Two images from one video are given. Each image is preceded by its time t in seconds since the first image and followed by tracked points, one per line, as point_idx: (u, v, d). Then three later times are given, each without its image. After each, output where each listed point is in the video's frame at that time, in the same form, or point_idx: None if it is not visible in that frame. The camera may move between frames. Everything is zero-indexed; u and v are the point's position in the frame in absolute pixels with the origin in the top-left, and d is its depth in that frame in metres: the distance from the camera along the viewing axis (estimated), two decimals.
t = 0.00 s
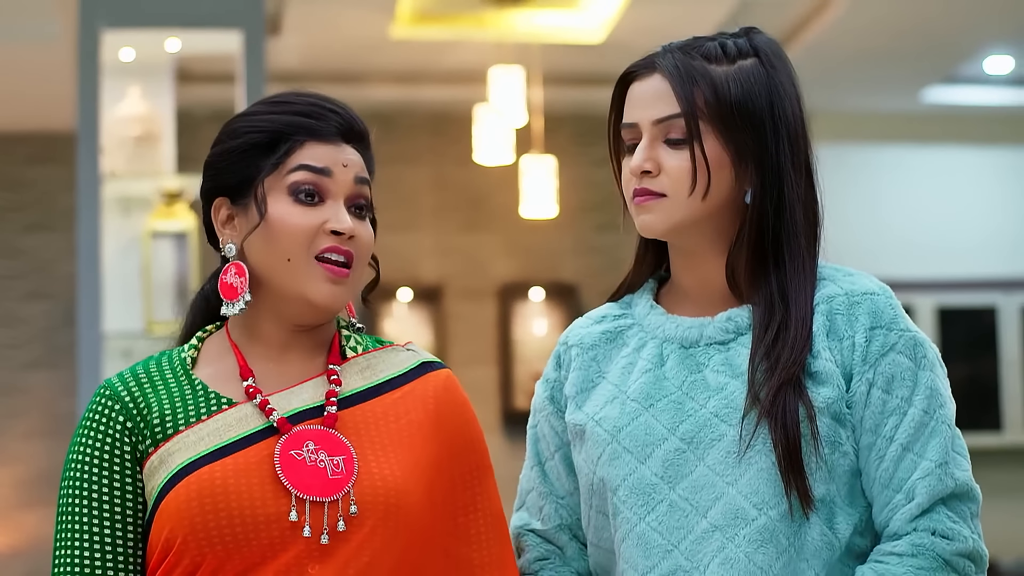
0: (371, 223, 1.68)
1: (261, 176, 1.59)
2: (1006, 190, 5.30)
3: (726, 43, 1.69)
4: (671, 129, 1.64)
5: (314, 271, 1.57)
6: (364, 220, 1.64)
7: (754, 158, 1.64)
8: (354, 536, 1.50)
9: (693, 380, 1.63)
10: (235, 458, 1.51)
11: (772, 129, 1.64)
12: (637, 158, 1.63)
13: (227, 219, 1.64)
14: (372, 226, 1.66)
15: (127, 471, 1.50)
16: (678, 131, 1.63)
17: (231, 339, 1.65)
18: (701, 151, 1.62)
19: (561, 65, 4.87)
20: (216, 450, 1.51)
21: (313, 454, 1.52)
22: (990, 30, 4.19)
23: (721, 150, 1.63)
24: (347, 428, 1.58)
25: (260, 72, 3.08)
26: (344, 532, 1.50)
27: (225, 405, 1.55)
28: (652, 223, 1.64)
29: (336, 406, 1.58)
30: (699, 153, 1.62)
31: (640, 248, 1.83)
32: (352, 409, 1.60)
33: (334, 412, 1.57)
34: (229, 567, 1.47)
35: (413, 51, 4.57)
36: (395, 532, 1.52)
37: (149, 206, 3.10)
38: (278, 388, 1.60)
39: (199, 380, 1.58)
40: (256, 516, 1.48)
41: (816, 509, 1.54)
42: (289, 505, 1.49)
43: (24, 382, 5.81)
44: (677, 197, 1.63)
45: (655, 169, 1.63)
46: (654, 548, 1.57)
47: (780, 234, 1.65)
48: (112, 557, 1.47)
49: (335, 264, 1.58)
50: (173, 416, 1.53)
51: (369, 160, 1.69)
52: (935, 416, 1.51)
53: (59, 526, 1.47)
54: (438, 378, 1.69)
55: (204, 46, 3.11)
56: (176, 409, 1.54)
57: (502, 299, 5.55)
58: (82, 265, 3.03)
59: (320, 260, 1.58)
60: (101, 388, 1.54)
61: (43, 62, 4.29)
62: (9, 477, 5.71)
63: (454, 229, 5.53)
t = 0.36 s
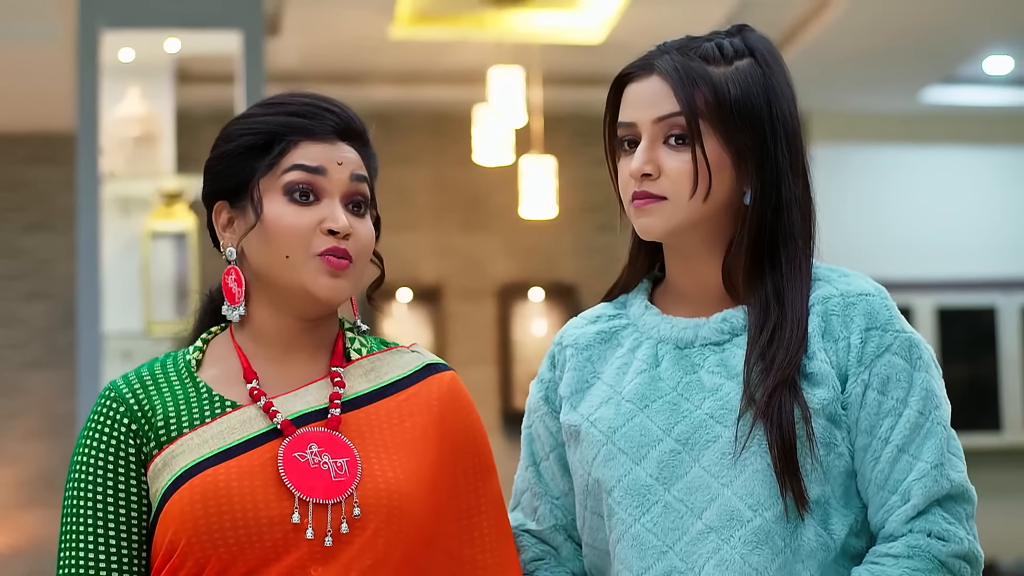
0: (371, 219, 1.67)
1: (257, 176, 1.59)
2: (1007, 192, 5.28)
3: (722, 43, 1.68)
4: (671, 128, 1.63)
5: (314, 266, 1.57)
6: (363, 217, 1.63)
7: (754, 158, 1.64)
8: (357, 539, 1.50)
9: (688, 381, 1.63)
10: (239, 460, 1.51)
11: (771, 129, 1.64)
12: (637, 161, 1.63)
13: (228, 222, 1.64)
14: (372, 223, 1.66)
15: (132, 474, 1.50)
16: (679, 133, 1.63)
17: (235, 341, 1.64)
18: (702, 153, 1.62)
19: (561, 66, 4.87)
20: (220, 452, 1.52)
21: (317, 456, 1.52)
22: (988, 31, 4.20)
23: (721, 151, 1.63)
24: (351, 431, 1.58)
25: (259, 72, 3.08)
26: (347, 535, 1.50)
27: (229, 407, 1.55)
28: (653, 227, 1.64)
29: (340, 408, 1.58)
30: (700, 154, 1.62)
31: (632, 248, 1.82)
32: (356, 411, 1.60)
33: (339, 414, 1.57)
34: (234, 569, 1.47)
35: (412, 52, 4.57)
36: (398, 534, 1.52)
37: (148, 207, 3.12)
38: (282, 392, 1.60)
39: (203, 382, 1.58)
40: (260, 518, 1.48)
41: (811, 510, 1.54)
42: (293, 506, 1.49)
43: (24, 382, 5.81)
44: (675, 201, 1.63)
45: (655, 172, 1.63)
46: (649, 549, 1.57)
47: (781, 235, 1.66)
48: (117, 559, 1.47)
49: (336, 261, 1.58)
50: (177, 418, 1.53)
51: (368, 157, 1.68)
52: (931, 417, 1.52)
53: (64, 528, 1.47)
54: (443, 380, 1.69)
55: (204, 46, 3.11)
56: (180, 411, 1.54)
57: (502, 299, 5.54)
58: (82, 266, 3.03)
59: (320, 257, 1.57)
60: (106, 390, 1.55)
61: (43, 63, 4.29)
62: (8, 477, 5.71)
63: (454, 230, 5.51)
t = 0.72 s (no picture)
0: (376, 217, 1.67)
1: (259, 179, 1.60)
2: (1005, 192, 5.28)
3: (720, 43, 1.66)
4: (675, 133, 1.62)
5: (319, 271, 1.57)
6: (367, 217, 1.63)
7: (759, 158, 1.64)
8: (358, 539, 1.50)
9: (687, 380, 1.63)
10: (242, 460, 1.51)
11: (773, 129, 1.64)
12: (642, 167, 1.62)
13: (233, 224, 1.64)
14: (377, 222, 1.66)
15: (135, 474, 1.50)
16: (684, 137, 1.62)
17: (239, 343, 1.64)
18: (707, 157, 1.61)
19: (561, 66, 4.88)
20: (223, 452, 1.52)
21: (319, 457, 1.52)
22: (988, 30, 4.20)
23: (726, 153, 1.63)
24: (354, 431, 1.58)
25: (259, 72, 3.08)
26: (348, 536, 1.50)
27: (233, 408, 1.56)
28: (661, 232, 1.64)
29: (344, 410, 1.58)
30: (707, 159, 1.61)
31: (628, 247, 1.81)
32: (360, 412, 1.60)
33: (341, 416, 1.57)
34: (236, 569, 1.47)
35: (413, 52, 4.57)
36: (400, 534, 1.52)
37: (148, 207, 3.13)
38: (285, 392, 1.60)
39: (207, 382, 1.58)
40: (262, 518, 1.48)
41: (811, 509, 1.54)
42: (295, 507, 1.49)
43: (24, 382, 5.81)
44: (682, 207, 1.63)
45: (661, 177, 1.62)
46: (649, 549, 1.57)
47: (785, 235, 1.66)
48: (120, 559, 1.47)
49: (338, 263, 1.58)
50: (180, 418, 1.54)
51: (372, 156, 1.68)
52: (930, 415, 1.52)
53: (66, 527, 1.47)
54: (447, 380, 1.69)
55: (204, 46, 3.11)
56: (183, 411, 1.54)
57: (502, 299, 5.54)
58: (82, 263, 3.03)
59: (323, 260, 1.57)
60: (110, 390, 1.55)
61: (43, 62, 4.29)
62: (8, 478, 5.71)
63: (454, 230, 5.51)
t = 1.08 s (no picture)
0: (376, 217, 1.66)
1: (255, 196, 1.58)
2: (1004, 192, 5.28)
3: (717, 53, 1.60)
4: (691, 159, 1.58)
5: (320, 287, 1.57)
6: (367, 222, 1.62)
7: (772, 169, 1.61)
8: (361, 541, 1.50)
9: (692, 382, 1.63)
10: (245, 461, 1.51)
11: (781, 138, 1.61)
12: (664, 199, 1.58)
13: (234, 239, 1.63)
14: (378, 223, 1.65)
15: (140, 475, 1.51)
16: (699, 161, 1.58)
17: (246, 348, 1.63)
18: (723, 182, 1.58)
19: (561, 66, 4.87)
20: (227, 453, 1.52)
21: (322, 462, 1.52)
22: (989, 30, 4.19)
23: (739, 172, 1.60)
24: (357, 434, 1.57)
25: (259, 73, 3.07)
26: (350, 539, 1.49)
27: (237, 410, 1.56)
28: (685, 257, 1.62)
29: (347, 414, 1.58)
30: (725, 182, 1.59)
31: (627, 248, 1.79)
32: (365, 414, 1.60)
33: (345, 420, 1.56)
34: (238, 571, 1.47)
35: (413, 52, 4.57)
36: (402, 536, 1.52)
37: (149, 207, 3.14)
38: (289, 395, 1.60)
39: (213, 386, 1.58)
40: (264, 519, 1.48)
41: (816, 510, 1.54)
42: (296, 510, 1.49)
43: (24, 383, 5.80)
44: (703, 228, 1.60)
45: (683, 206, 1.59)
46: (656, 551, 1.57)
47: (791, 240, 1.65)
48: (124, 559, 1.48)
49: (339, 275, 1.58)
50: (184, 420, 1.54)
51: (366, 154, 1.65)
52: (934, 416, 1.52)
53: (73, 528, 1.49)
54: (453, 379, 1.68)
55: (204, 47, 3.11)
56: (188, 412, 1.55)
57: (502, 299, 5.54)
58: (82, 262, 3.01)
59: (324, 274, 1.57)
60: (118, 392, 1.56)
61: (42, 62, 4.28)
62: (9, 478, 5.71)
63: (454, 230, 5.50)
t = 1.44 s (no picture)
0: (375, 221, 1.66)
1: (255, 196, 1.59)
2: (1004, 197, 5.28)
3: (727, 70, 1.60)
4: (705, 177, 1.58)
5: (316, 285, 1.57)
6: (367, 224, 1.62)
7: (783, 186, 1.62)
8: (365, 548, 1.49)
9: (697, 389, 1.63)
10: (248, 470, 1.52)
11: (790, 151, 1.62)
12: (678, 219, 1.58)
13: (233, 240, 1.64)
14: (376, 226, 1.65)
15: (144, 485, 1.52)
16: (712, 180, 1.58)
17: (247, 353, 1.64)
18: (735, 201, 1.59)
19: (561, 71, 4.86)
20: (229, 462, 1.52)
21: (324, 469, 1.51)
22: (990, 33, 4.18)
23: (750, 190, 1.60)
24: (359, 441, 1.57)
25: (260, 79, 3.06)
26: (353, 547, 1.49)
27: (240, 419, 1.56)
28: (696, 272, 1.63)
29: (349, 420, 1.58)
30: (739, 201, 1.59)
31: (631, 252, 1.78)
32: (366, 420, 1.59)
33: (346, 427, 1.56)
34: None
35: (413, 57, 4.57)
36: (407, 544, 1.51)
37: (149, 212, 3.15)
38: (293, 401, 1.60)
39: (216, 395, 1.59)
40: (267, 527, 1.48)
41: (823, 516, 1.54)
42: (299, 519, 1.49)
43: (24, 388, 5.79)
44: (714, 245, 1.61)
45: (696, 225, 1.59)
46: (663, 558, 1.56)
47: (799, 255, 1.65)
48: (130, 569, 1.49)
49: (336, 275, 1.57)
50: (187, 429, 1.55)
51: (366, 159, 1.65)
52: (938, 423, 1.52)
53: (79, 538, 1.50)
54: (457, 381, 1.67)
55: (203, 52, 3.10)
56: (191, 422, 1.55)
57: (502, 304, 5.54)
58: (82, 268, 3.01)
59: (320, 272, 1.57)
60: (121, 402, 1.57)
61: (43, 66, 4.27)
62: (9, 483, 5.71)
63: (454, 235, 5.51)
